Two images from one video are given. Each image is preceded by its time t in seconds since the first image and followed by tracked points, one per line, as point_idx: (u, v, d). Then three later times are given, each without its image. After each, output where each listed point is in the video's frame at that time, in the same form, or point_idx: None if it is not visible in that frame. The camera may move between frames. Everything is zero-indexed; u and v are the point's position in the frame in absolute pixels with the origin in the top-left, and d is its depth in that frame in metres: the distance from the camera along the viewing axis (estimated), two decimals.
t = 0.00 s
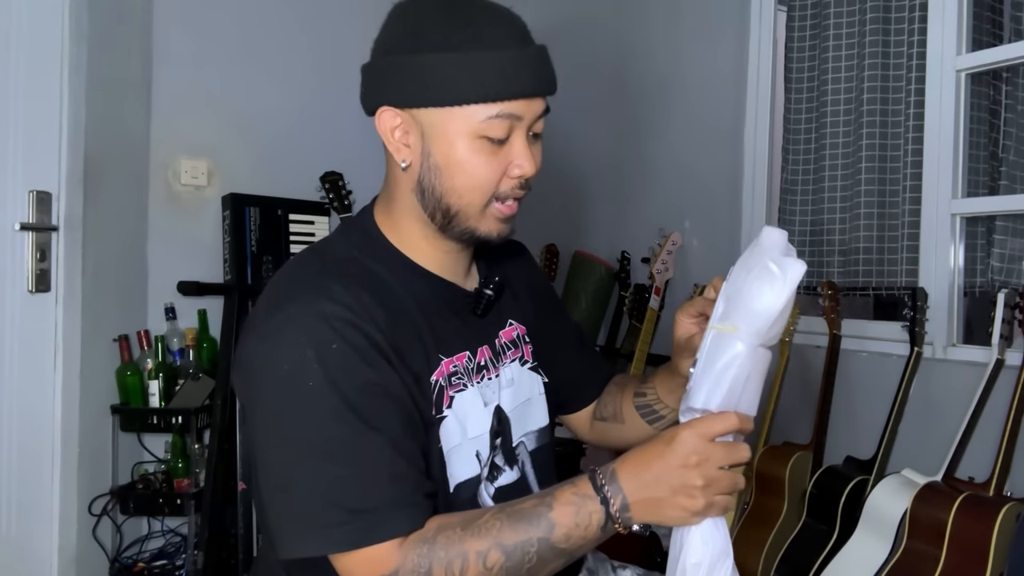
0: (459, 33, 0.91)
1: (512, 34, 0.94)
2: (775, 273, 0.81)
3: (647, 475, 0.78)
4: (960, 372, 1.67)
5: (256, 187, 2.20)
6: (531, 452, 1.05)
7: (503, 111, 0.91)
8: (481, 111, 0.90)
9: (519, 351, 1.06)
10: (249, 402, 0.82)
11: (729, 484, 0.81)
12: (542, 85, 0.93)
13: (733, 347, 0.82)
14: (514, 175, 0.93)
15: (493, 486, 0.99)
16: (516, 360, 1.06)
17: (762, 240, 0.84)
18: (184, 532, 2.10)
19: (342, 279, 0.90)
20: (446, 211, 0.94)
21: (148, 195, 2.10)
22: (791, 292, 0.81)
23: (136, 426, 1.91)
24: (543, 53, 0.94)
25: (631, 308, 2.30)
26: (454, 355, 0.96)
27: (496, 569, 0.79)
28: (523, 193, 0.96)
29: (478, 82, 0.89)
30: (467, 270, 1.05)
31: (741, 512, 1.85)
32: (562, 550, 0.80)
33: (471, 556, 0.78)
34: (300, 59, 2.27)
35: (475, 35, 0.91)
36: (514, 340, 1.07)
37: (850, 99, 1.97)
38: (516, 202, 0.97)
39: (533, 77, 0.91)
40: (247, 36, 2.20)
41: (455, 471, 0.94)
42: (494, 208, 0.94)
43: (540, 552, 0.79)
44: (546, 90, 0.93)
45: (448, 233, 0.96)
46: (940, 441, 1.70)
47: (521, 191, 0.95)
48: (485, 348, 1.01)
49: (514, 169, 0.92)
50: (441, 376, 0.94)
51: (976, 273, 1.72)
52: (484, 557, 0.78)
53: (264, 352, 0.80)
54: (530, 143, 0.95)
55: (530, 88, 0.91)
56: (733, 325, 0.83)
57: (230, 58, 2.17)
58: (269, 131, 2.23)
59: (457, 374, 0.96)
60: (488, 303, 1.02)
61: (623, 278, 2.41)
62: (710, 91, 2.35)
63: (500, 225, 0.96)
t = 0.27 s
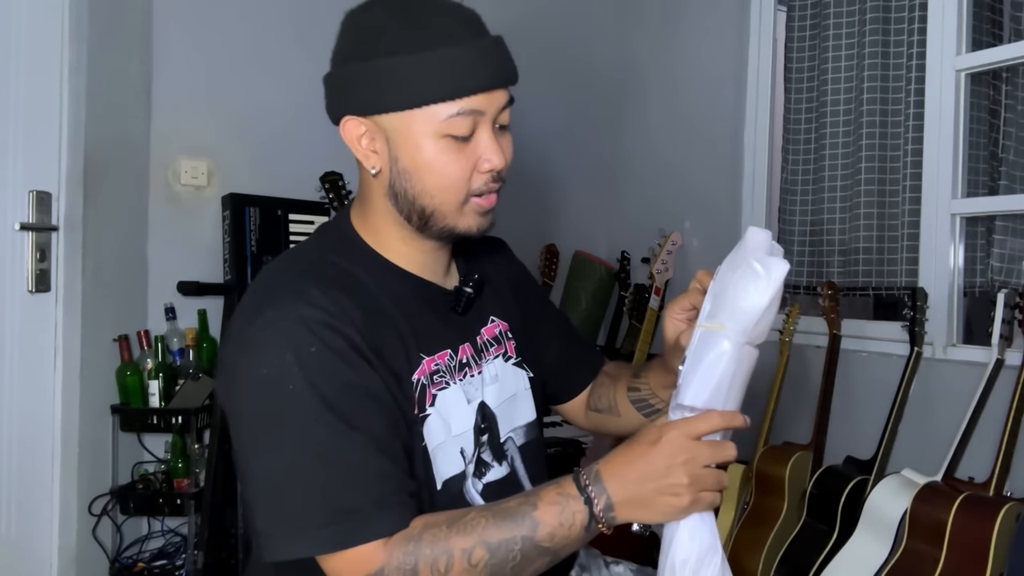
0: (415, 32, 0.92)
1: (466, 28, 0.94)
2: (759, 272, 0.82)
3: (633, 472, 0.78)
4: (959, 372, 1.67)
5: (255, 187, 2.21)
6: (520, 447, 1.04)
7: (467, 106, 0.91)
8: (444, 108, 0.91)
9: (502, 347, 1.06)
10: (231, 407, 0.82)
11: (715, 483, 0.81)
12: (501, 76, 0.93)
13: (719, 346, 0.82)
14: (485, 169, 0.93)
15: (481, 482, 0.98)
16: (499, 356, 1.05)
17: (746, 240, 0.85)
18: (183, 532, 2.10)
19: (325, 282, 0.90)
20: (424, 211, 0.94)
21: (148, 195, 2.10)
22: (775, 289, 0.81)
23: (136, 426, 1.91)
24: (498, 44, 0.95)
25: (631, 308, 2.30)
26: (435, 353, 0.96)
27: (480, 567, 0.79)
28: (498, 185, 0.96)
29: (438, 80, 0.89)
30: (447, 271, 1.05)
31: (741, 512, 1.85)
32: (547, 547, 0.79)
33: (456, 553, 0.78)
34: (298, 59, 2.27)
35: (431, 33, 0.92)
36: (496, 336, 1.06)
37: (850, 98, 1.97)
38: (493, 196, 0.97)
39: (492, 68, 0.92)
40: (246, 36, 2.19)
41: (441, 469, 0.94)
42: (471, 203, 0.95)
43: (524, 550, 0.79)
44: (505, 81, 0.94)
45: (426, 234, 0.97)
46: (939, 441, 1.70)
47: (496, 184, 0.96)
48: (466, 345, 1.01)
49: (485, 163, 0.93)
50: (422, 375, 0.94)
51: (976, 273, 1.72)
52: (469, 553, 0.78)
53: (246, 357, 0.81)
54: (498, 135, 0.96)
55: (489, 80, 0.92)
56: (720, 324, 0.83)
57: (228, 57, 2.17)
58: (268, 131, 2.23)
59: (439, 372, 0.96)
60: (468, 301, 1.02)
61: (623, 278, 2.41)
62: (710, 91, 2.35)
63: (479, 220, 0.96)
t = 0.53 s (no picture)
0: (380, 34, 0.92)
1: (433, 27, 0.94)
2: (712, 269, 0.83)
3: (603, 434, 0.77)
4: (958, 372, 1.67)
5: (255, 187, 2.21)
6: (505, 442, 1.04)
7: (436, 105, 0.92)
8: (413, 108, 0.91)
9: (483, 343, 1.06)
10: (215, 413, 0.83)
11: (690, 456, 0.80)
12: (468, 73, 0.94)
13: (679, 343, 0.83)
14: (459, 166, 0.93)
15: (468, 477, 0.98)
16: (481, 353, 1.05)
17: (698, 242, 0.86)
18: (183, 532, 2.10)
19: (307, 285, 0.90)
20: (400, 213, 0.94)
21: (149, 196, 2.10)
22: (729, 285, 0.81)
23: (136, 426, 1.91)
24: (463, 42, 0.95)
25: (631, 309, 2.30)
26: (416, 350, 0.97)
27: (471, 551, 0.79)
28: (473, 182, 0.97)
29: (405, 81, 0.90)
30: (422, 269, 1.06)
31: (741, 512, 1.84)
32: (535, 523, 0.80)
33: (446, 539, 0.78)
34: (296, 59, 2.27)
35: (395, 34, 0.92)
36: (477, 332, 1.06)
37: (850, 99, 1.97)
38: (467, 193, 0.97)
39: (457, 66, 0.92)
40: (245, 37, 2.20)
41: (426, 465, 0.93)
42: (446, 202, 0.95)
43: (512, 528, 0.80)
44: (472, 79, 0.94)
45: (404, 234, 0.97)
46: (939, 441, 1.70)
47: (469, 181, 0.96)
48: (447, 342, 1.01)
49: (459, 161, 0.93)
50: (405, 373, 0.94)
51: (976, 273, 1.72)
52: (458, 538, 0.78)
53: (225, 361, 0.81)
54: (470, 132, 0.96)
55: (455, 78, 0.92)
56: (676, 320, 0.83)
57: (228, 58, 2.17)
58: (268, 131, 2.23)
59: (420, 370, 0.96)
60: (446, 298, 1.02)
61: (623, 279, 2.40)
62: (710, 91, 2.35)
63: (455, 218, 0.96)
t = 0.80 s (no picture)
0: (378, 31, 0.92)
1: (431, 24, 0.94)
2: (717, 271, 0.85)
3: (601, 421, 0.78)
4: (959, 372, 1.67)
5: (255, 187, 2.21)
6: (511, 443, 1.04)
7: (439, 101, 0.92)
8: (416, 104, 0.91)
9: (488, 344, 1.05)
10: (218, 412, 0.82)
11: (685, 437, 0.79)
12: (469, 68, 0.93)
13: (682, 340, 0.83)
14: (465, 161, 0.93)
15: (470, 478, 0.98)
16: (484, 353, 1.04)
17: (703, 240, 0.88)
18: (183, 533, 2.10)
19: (315, 280, 0.91)
20: (408, 211, 0.94)
21: (148, 196, 2.10)
22: (734, 284, 0.83)
23: (136, 427, 1.91)
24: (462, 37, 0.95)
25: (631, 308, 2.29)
26: (421, 350, 0.96)
27: (477, 545, 0.79)
28: (479, 177, 0.96)
29: (405, 78, 0.89)
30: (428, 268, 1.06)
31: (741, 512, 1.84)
32: (540, 516, 0.80)
33: (452, 534, 0.78)
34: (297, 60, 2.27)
35: (393, 31, 0.92)
36: (483, 332, 1.06)
37: (850, 99, 1.97)
38: (474, 188, 0.97)
39: (456, 60, 0.91)
40: (247, 37, 2.20)
41: (427, 464, 0.93)
42: (454, 198, 0.95)
43: (517, 522, 0.80)
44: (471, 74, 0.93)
45: (411, 232, 0.97)
46: (939, 441, 1.70)
47: (476, 176, 0.96)
48: (452, 341, 1.00)
49: (464, 155, 0.93)
50: (409, 372, 0.94)
51: (976, 273, 1.72)
52: (465, 532, 0.79)
53: (229, 357, 0.81)
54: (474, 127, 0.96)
55: (455, 73, 0.91)
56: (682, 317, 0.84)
57: (227, 57, 2.17)
58: (268, 131, 2.23)
59: (424, 369, 0.96)
60: (451, 297, 1.02)
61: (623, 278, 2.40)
62: (709, 92, 2.35)
63: (463, 213, 0.96)
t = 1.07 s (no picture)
0: (411, 36, 0.92)
1: (467, 30, 0.94)
2: (748, 267, 0.80)
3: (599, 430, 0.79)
4: (959, 372, 1.67)
5: (255, 187, 2.21)
6: (523, 448, 1.04)
7: (461, 105, 0.90)
8: (437, 108, 0.90)
9: (506, 349, 1.05)
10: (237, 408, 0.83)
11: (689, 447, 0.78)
12: (500, 72, 0.92)
13: (709, 342, 0.81)
14: (486, 168, 0.90)
15: (481, 483, 0.98)
16: (502, 357, 1.04)
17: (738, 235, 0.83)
18: (183, 532, 2.10)
19: (332, 279, 0.90)
20: (428, 214, 0.93)
21: (148, 195, 2.10)
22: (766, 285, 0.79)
23: (136, 426, 1.91)
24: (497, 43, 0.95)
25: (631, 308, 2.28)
26: (440, 354, 0.96)
27: (484, 554, 0.79)
28: (504, 186, 0.93)
29: (428, 80, 0.89)
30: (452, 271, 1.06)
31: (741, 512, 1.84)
32: (547, 529, 0.80)
33: (460, 542, 0.79)
34: (298, 59, 2.27)
35: (427, 35, 0.92)
36: (502, 337, 1.05)
37: (850, 99, 1.97)
38: (499, 196, 0.94)
39: (490, 65, 0.91)
40: (248, 37, 2.20)
41: (440, 469, 0.94)
42: (475, 204, 0.92)
43: (524, 532, 0.80)
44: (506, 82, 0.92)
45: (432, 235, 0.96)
46: (940, 441, 1.70)
47: (500, 182, 0.93)
48: (472, 346, 1.00)
49: (484, 162, 0.90)
50: (427, 376, 0.94)
51: (976, 273, 1.72)
52: (472, 541, 0.79)
53: (253, 355, 0.81)
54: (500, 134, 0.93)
55: (484, 76, 0.90)
56: (712, 317, 0.81)
57: (227, 57, 2.17)
58: (268, 131, 2.23)
59: (442, 372, 0.96)
60: (474, 301, 1.02)
61: (623, 278, 2.40)
62: (709, 91, 2.35)
63: (485, 220, 0.93)
